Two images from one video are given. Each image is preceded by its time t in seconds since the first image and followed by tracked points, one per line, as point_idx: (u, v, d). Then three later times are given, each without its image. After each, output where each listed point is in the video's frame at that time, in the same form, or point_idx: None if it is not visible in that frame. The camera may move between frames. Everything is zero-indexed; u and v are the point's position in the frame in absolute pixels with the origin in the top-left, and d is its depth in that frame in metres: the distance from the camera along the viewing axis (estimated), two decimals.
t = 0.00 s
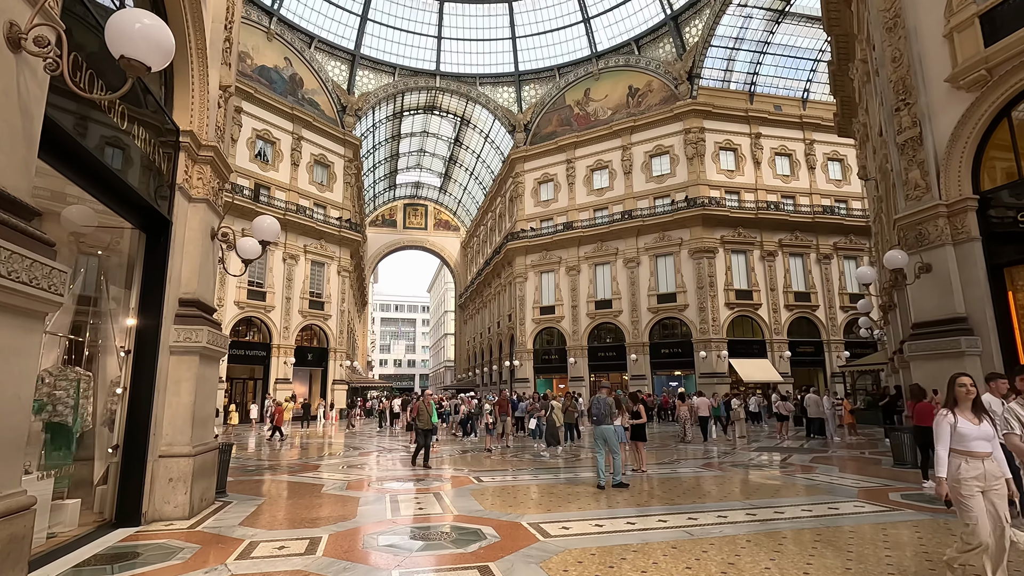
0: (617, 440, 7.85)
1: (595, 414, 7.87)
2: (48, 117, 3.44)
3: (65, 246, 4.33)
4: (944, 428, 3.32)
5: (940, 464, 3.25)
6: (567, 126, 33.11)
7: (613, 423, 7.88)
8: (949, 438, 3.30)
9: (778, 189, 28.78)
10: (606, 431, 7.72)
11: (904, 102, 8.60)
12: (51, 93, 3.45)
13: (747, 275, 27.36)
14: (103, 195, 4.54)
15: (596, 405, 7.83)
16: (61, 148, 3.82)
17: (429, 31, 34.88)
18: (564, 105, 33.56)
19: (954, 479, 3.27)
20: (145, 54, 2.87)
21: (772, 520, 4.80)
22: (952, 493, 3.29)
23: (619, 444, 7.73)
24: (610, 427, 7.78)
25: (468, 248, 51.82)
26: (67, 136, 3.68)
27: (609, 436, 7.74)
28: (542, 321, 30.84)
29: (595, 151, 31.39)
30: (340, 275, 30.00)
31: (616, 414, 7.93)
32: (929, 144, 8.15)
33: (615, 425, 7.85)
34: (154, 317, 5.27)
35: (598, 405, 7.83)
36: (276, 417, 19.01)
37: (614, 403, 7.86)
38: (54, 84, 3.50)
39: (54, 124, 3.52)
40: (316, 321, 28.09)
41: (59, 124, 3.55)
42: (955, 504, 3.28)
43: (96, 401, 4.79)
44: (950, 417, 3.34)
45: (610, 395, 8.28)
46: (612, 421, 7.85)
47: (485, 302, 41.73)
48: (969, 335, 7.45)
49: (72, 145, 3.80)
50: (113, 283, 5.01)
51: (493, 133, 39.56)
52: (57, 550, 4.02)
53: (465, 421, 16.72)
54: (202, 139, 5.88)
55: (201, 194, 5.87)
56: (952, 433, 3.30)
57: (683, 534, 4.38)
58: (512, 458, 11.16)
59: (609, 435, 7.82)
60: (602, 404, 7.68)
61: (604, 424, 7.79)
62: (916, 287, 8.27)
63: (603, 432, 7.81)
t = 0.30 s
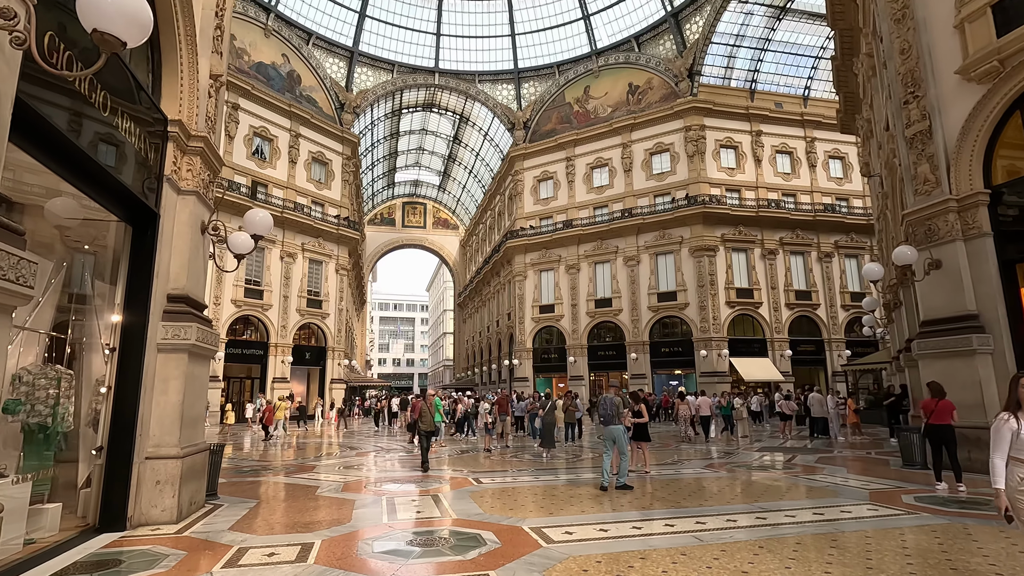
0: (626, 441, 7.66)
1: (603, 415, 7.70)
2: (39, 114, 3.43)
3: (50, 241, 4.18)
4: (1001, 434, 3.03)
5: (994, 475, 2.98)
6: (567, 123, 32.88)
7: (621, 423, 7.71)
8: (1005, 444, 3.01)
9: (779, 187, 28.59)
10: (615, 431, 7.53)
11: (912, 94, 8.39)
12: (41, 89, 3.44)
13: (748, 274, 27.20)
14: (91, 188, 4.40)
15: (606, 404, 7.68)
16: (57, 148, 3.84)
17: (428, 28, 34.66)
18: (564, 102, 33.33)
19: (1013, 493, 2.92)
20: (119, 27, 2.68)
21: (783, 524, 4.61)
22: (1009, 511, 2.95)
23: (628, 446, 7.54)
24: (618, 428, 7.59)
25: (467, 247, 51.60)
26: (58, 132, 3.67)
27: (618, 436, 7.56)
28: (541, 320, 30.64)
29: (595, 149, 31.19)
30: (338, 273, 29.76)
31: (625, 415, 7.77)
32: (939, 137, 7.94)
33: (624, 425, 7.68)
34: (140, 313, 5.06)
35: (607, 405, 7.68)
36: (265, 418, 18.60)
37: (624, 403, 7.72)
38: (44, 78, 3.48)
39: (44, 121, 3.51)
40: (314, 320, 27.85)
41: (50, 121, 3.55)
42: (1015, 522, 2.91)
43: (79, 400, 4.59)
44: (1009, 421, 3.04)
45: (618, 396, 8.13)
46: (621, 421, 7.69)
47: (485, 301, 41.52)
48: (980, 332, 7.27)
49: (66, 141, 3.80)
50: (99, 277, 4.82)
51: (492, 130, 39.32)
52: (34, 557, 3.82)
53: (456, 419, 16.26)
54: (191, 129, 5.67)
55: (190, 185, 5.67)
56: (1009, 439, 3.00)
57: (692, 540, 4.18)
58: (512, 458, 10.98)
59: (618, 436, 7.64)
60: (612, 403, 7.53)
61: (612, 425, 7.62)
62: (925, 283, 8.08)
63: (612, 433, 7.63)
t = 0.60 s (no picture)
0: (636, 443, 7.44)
1: (613, 414, 7.60)
2: (35, 112, 3.40)
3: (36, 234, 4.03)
4: None
5: None
6: (566, 120, 32.66)
7: (632, 424, 7.55)
8: None
9: (780, 184, 28.41)
10: (625, 429, 7.36)
11: (922, 85, 8.19)
12: (38, 87, 3.40)
13: (749, 272, 27.05)
14: (80, 182, 4.26)
15: (617, 403, 7.63)
16: (49, 143, 3.76)
17: (426, 24, 34.42)
18: (563, 99, 33.11)
19: None
20: None
21: (799, 527, 4.43)
22: None
23: (638, 446, 7.33)
24: (627, 427, 7.43)
25: (465, 245, 51.40)
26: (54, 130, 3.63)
27: (628, 434, 7.38)
28: (541, 318, 30.47)
29: (594, 146, 30.98)
30: (336, 271, 29.54)
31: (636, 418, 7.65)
32: (951, 130, 7.76)
33: (634, 426, 7.52)
34: (130, 309, 4.87)
35: (619, 403, 7.63)
36: (256, 418, 18.24)
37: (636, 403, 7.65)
38: (42, 76, 3.45)
39: (40, 118, 3.47)
40: (312, 319, 27.63)
41: (46, 119, 3.51)
42: None
43: (66, 399, 4.39)
44: None
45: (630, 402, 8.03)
46: (632, 422, 7.55)
47: (484, 299, 41.30)
48: (994, 329, 7.09)
49: (63, 140, 3.77)
50: (87, 272, 4.63)
51: (491, 128, 39.12)
52: (16, 565, 3.62)
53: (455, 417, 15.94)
54: (182, 119, 5.47)
55: (182, 177, 5.47)
56: None
57: (706, 545, 3.99)
58: (513, 458, 10.80)
59: (627, 437, 7.44)
60: (624, 399, 7.49)
61: (622, 424, 7.49)
62: (936, 278, 7.89)
63: (622, 431, 7.45)
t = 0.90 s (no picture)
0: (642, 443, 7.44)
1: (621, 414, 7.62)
2: (25, 108, 3.35)
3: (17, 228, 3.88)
4: None
5: None
6: (565, 118, 32.45)
7: (640, 424, 7.54)
8: None
9: (779, 181, 28.25)
10: (631, 429, 7.39)
11: (931, 78, 8.01)
12: (25, 81, 3.34)
13: (748, 270, 26.92)
14: (69, 177, 4.14)
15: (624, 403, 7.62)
16: (38, 138, 3.69)
17: (424, 21, 34.17)
18: (562, 96, 32.88)
19: None
20: None
21: (813, 532, 4.26)
22: None
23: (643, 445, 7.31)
24: (635, 427, 7.46)
25: (463, 244, 51.17)
26: (45, 126, 3.57)
27: (635, 434, 7.37)
28: (539, 317, 30.29)
29: (593, 143, 30.79)
30: (333, 269, 29.28)
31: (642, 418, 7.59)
32: (961, 124, 7.60)
33: (641, 426, 7.50)
34: (114, 306, 4.66)
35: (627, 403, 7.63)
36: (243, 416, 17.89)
37: (642, 402, 7.58)
38: (31, 71, 3.40)
39: (30, 113, 3.42)
40: (309, 317, 27.37)
41: (37, 114, 3.46)
42: None
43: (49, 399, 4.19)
44: None
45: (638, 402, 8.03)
46: (640, 422, 7.54)
47: (482, 297, 41.10)
48: (1005, 327, 6.93)
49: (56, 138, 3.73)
50: (70, 267, 4.44)
51: (489, 125, 38.90)
52: None
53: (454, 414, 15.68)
54: (171, 108, 5.27)
55: (171, 169, 5.26)
56: None
57: (718, 552, 3.81)
58: (513, 458, 10.62)
59: (634, 437, 7.44)
60: (630, 398, 7.46)
61: (630, 424, 7.52)
62: (944, 275, 7.75)
63: (629, 431, 7.45)
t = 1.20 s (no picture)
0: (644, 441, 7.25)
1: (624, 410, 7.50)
2: (10, 99, 3.27)
3: None
4: None
5: None
6: (561, 114, 32.24)
7: (643, 422, 7.39)
8: None
9: (776, 179, 28.16)
10: (634, 427, 7.24)
11: (937, 70, 7.84)
12: (9, 71, 3.26)
13: (744, 268, 26.83)
14: (48, 167, 3.99)
15: (626, 401, 7.50)
16: (21, 130, 3.62)
17: (419, 16, 33.88)
18: (558, 93, 32.66)
19: None
20: None
21: (823, 536, 4.09)
22: None
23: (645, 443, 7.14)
24: (637, 424, 7.30)
25: (458, 241, 50.91)
26: (28, 116, 3.49)
27: (636, 431, 7.21)
28: (535, 315, 30.11)
29: (589, 140, 30.62)
30: (327, 266, 28.93)
31: (643, 416, 7.39)
32: (967, 118, 7.45)
33: (644, 424, 7.33)
34: (93, 297, 4.43)
35: (628, 400, 7.51)
36: (228, 414, 17.56)
37: (642, 401, 7.39)
38: (16, 62, 3.34)
39: (16, 106, 3.36)
40: (303, 314, 27.08)
41: (21, 107, 3.38)
42: None
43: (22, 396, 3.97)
44: None
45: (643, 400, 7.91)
46: (642, 420, 7.39)
47: (477, 295, 40.89)
48: (1011, 324, 6.79)
49: (37, 128, 3.64)
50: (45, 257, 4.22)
51: (484, 121, 38.66)
52: None
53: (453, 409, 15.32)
54: (154, 93, 5.04)
55: (153, 155, 5.03)
56: None
57: (724, 559, 3.64)
58: (510, 457, 10.45)
59: (636, 435, 7.27)
60: (629, 396, 7.33)
61: (633, 421, 7.36)
62: (949, 272, 7.61)
63: (631, 429, 7.30)
